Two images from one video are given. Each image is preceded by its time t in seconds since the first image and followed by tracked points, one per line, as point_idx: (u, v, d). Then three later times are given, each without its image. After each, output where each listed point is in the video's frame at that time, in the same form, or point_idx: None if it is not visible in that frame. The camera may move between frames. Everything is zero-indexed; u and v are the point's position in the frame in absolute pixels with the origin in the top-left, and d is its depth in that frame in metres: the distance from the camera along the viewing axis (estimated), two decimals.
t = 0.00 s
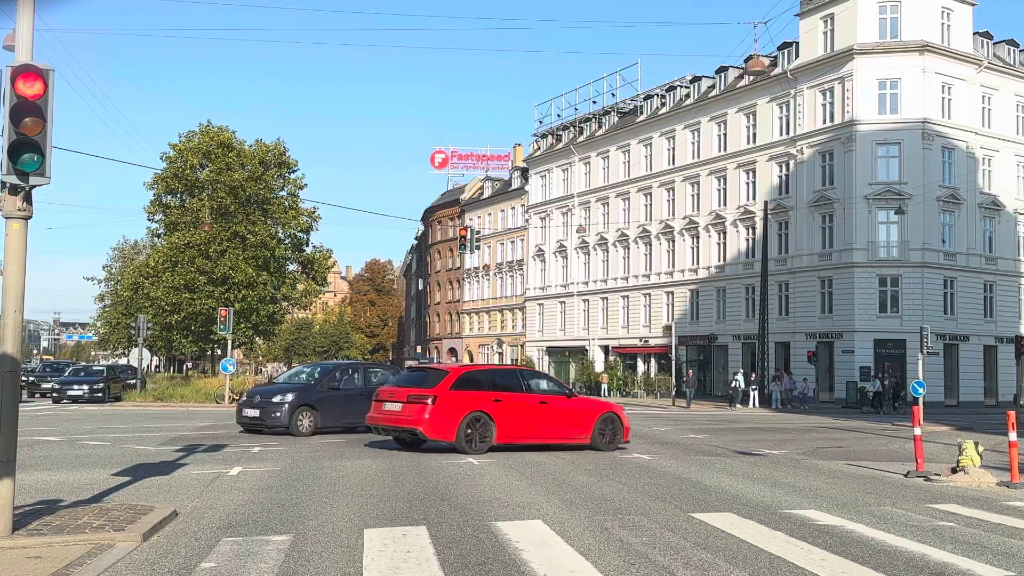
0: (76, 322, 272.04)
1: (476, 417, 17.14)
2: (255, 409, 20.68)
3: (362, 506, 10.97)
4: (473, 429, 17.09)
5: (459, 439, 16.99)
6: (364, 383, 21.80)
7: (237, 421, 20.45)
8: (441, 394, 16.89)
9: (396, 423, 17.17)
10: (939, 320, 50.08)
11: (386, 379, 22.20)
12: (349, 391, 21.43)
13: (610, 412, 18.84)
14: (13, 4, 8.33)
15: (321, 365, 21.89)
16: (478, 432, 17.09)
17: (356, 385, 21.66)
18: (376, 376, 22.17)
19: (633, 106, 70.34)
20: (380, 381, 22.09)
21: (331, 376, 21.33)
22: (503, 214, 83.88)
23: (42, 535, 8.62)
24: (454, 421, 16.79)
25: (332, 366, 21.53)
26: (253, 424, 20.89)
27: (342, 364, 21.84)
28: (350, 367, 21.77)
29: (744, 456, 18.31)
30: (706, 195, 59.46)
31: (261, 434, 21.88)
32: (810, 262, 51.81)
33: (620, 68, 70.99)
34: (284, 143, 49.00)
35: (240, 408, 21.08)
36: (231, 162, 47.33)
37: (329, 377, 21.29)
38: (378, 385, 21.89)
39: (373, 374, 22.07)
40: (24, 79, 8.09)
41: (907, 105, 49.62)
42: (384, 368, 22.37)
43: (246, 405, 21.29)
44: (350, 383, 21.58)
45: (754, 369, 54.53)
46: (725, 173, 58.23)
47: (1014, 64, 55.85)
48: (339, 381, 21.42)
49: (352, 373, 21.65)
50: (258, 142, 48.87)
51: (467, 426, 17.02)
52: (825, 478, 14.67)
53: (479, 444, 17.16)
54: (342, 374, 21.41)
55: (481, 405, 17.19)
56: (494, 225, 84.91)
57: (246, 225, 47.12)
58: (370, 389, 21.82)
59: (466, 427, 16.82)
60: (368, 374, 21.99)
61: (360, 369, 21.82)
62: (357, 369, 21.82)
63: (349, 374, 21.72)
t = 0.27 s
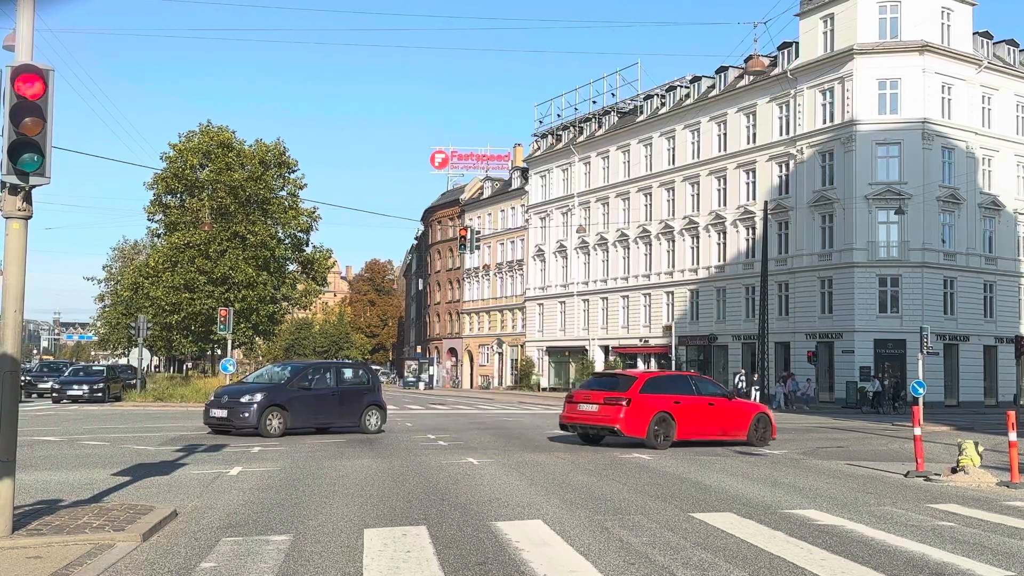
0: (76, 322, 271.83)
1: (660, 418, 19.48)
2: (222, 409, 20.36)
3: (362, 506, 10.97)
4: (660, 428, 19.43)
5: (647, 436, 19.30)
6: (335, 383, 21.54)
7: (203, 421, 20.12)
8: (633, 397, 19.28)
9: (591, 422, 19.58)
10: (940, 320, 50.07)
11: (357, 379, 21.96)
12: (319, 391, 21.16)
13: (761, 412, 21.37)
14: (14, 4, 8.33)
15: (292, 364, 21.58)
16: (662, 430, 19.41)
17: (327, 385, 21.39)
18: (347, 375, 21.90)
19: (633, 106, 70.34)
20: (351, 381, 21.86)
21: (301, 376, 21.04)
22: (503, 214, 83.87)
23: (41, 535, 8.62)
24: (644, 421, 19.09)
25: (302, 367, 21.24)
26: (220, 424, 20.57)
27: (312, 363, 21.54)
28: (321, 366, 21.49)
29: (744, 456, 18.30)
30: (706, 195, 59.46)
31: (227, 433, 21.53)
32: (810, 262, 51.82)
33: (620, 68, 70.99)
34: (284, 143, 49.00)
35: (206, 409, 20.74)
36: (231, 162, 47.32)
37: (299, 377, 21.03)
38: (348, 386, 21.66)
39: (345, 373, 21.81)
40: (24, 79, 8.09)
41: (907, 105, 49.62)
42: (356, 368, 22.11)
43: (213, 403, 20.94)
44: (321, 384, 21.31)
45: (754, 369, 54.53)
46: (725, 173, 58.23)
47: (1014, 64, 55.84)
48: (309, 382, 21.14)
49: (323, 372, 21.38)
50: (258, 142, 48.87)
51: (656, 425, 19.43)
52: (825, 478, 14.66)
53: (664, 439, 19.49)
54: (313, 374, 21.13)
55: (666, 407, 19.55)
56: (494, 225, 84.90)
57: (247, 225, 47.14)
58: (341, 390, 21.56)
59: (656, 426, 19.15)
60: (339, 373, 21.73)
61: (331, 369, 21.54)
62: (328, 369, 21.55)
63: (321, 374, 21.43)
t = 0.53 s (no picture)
0: (76, 322, 271.71)
1: (799, 418, 21.48)
2: (183, 410, 20.05)
3: (362, 506, 10.97)
4: (799, 427, 21.44)
5: (790, 434, 21.25)
6: (300, 382, 21.16)
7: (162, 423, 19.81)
8: (777, 399, 21.10)
9: (738, 421, 21.38)
10: (940, 320, 50.08)
11: (323, 378, 21.57)
12: (283, 391, 20.78)
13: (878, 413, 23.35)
14: (14, 4, 8.34)
15: (256, 363, 21.20)
16: (801, 429, 21.41)
17: (291, 385, 21.01)
18: (313, 374, 21.52)
19: (633, 106, 70.34)
20: (317, 380, 21.48)
21: (264, 376, 20.67)
22: (503, 214, 83.87)
23: (41, 535, 8.62)
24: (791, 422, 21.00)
25: (266, 366, 20.87)
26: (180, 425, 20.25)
27: (276, 362, 21.16)
28: (285, 365, 21.10)
29: (744, 456, 18.31)
30: (706, 195, 59.46)
31: (190, 434, 21.20)
32: (810, 262, 51.82)
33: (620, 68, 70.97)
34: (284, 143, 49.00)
35: (167, 409, 20.41)
36: (231, 162, 47.32)
37: (262, 377, 20.65)
38: (313, 385, 21.27)
39: (310, 373, 21.43)
40: (24, 79, 8.09)
41: (907, 105, 49.63)
42: (323, 367, 21.73)
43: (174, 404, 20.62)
44: (284, 384, 20.93)
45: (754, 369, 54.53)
46: (725, 173, 58.22)
47: (1014, 64, 55.85)
48: (273, 382, 20.77)
49: (288, 372, 20.99)
50: (258, 142, 48.88)
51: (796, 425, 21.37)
52: (825, 478, 14.66)
53: (802, 436, 21.47)
54: (276, 374, 20.76)
55: (803, 407, 21.48)
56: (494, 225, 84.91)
57: (246, 225, 47.14)
58: (306, 390, 21.17)
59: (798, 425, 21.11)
60: (305, 372, 21.35)
61: (296, 368, 21.17)
62: (293, 368, 21.16)
63: (285, 373, 21.05)
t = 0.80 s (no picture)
0: (76, 322, 271.60)
1: (908, 418, 23.46)
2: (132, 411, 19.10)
3: (362, 506, 10.97)
4: (908, 426, 23.43)
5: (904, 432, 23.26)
6: (258, 382, 20.39)
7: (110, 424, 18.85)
8: (889, 400, 23.19)
9: (852, 421, 23.56)
10: (940, 320, 50.08)
11: (282, 378, 20.82)
12: (240, 391, 19.99)
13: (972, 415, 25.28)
14: (14, 4, 8.34)
15: (211, 362, 20.37)
16: (909, 427, 23.42)
17: (249, 385, 20.23)
18: (271, 374, 20.76)
19: (633, 106, 70.34)
20: (276, 380, 20.73)
21: (219, 375, 19.85)
22: (503, 214, 83.86)
23: (41, 535, 8.62)
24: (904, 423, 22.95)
25: (222, 365, 20.06)
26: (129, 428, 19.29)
27: (232, 361, 20.35)
28: (242, 365, 20.30)
29: (745, 456, 18.31)
30: (706, 195, 59.46)
31: (140, 437, 20.27)
32: (810, 262, 51.82)
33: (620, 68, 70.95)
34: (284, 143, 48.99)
35: (116, 410, 19.47)
36: (231, 162, 47.30)
37: (218, 377, 19.84)
38: (272, 385, 20.52)
39: (269, 372, 20.66)
40: (24, 79, 8.09)
41: (907, 105, 49.63)
42: (281, 366, 20.99)
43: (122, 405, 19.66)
44: (242, 383, 20.15)
45: (754, 369, 54.53)
46: (725, 173, 58.22)
47: (1014, 64, 55.85)
48: (230, 381, 19.98)
49: (244, 371, 20.21)
50: (258, 142, 48.87)
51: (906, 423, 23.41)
52: (825, 478, 14.67)
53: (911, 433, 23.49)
54: (232, 373, 19.97)
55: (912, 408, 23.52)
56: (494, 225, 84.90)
57: (247, 225, 47.15)
58: (264, 390, 20.41)
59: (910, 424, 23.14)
60: (263, 372, 20.58)
61: (253, 367, 20.38)
62: (251, 367, 20.40)
63: (242, 373, 20.24)
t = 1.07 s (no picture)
0: (77, 323, 271.45)
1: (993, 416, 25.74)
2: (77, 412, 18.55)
3: (362, 506, 10.97)
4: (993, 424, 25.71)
5: (990, 429, 25.40)
6: (211, 381, 19.91)
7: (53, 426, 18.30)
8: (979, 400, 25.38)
9: (943, 419, 25.62)
10: (939, 320, 50.08)
11: (236, 377, 20.35)
12: (191, 392, 19.47)
13: None
14: (13, 5, 8.34)
15: (160, 361, 19.83)
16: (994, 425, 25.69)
17: (201, 385, 19.73)
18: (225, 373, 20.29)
19: (633, 106, 70.33)
20: (230, 379, 20.27)
21: (169, 375, 19.33)
22: (503, 213, 83.84)
23: (41, 535, 8.62)
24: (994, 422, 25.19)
25: (173, 363, 19.51)
26: (74, 429, 18.74)
27: (183, 359, 19.85)
28: (193, 363, 19.81)
29: (745, 456, 18.31)
30: (706, 194, 59.45)
31: (86, 438, 19.71)
32: (810, 262, 51.82)
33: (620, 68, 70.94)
34: (283, 143, 48.99)
35: (60, 411, 18.90)
36: (231, 162, 47.28)
37: (168, 376, 19.29)
38: (225, 385, 20.05)
39: (222, 371, 20.20)
40: (24, 79, 8.09)
41: (907, 105, 49.63)
42: (235, 364, 20.53)
43: (67, 406, 19.10)
44: (193, 383, 19.64)
45: (754, 369, 54.53)
46: (725, 173, 58.22)
47: (1014, 64, 55.85)
48: (180, 381, 19.45)
49: (196, 370, 19.72)
50: (258, 142, 48.87)
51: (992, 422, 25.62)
52: (825, 478, 14.67)
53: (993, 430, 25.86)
54: (183, 372, 19.47)
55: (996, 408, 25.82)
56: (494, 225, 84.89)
57: (246, 225, 47.13)
58: (217, 390, 19.94)
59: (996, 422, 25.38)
60: (216, 371, 20.11)
61: (205, 366, 19.90)
62: (203, 365, 19.92)
63: (194, 372, 19.75)
